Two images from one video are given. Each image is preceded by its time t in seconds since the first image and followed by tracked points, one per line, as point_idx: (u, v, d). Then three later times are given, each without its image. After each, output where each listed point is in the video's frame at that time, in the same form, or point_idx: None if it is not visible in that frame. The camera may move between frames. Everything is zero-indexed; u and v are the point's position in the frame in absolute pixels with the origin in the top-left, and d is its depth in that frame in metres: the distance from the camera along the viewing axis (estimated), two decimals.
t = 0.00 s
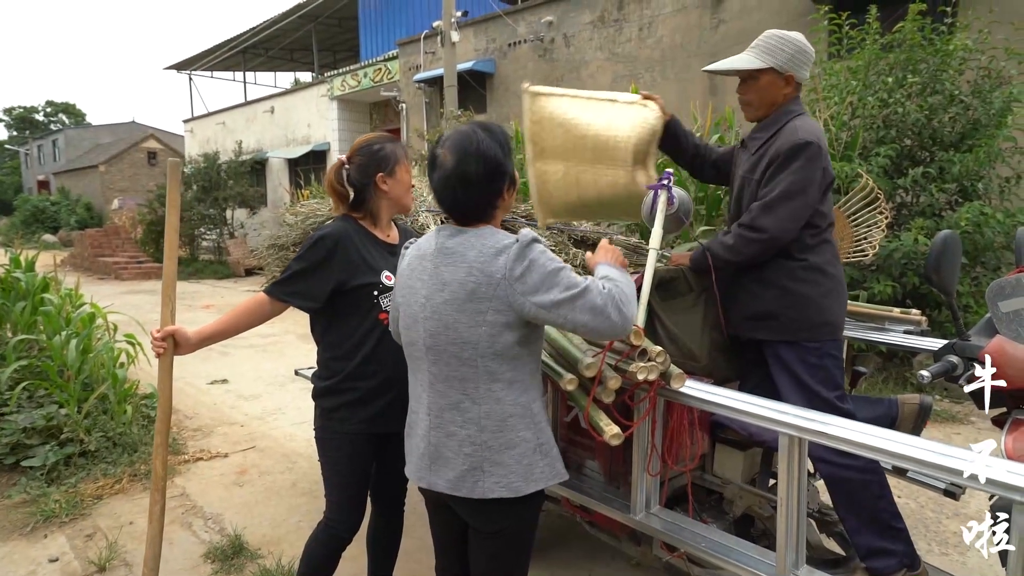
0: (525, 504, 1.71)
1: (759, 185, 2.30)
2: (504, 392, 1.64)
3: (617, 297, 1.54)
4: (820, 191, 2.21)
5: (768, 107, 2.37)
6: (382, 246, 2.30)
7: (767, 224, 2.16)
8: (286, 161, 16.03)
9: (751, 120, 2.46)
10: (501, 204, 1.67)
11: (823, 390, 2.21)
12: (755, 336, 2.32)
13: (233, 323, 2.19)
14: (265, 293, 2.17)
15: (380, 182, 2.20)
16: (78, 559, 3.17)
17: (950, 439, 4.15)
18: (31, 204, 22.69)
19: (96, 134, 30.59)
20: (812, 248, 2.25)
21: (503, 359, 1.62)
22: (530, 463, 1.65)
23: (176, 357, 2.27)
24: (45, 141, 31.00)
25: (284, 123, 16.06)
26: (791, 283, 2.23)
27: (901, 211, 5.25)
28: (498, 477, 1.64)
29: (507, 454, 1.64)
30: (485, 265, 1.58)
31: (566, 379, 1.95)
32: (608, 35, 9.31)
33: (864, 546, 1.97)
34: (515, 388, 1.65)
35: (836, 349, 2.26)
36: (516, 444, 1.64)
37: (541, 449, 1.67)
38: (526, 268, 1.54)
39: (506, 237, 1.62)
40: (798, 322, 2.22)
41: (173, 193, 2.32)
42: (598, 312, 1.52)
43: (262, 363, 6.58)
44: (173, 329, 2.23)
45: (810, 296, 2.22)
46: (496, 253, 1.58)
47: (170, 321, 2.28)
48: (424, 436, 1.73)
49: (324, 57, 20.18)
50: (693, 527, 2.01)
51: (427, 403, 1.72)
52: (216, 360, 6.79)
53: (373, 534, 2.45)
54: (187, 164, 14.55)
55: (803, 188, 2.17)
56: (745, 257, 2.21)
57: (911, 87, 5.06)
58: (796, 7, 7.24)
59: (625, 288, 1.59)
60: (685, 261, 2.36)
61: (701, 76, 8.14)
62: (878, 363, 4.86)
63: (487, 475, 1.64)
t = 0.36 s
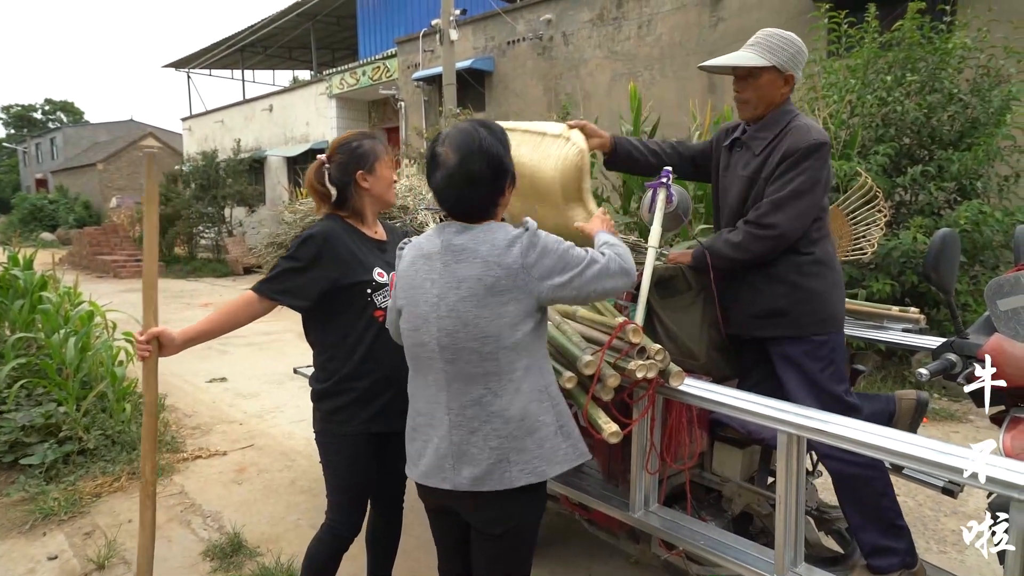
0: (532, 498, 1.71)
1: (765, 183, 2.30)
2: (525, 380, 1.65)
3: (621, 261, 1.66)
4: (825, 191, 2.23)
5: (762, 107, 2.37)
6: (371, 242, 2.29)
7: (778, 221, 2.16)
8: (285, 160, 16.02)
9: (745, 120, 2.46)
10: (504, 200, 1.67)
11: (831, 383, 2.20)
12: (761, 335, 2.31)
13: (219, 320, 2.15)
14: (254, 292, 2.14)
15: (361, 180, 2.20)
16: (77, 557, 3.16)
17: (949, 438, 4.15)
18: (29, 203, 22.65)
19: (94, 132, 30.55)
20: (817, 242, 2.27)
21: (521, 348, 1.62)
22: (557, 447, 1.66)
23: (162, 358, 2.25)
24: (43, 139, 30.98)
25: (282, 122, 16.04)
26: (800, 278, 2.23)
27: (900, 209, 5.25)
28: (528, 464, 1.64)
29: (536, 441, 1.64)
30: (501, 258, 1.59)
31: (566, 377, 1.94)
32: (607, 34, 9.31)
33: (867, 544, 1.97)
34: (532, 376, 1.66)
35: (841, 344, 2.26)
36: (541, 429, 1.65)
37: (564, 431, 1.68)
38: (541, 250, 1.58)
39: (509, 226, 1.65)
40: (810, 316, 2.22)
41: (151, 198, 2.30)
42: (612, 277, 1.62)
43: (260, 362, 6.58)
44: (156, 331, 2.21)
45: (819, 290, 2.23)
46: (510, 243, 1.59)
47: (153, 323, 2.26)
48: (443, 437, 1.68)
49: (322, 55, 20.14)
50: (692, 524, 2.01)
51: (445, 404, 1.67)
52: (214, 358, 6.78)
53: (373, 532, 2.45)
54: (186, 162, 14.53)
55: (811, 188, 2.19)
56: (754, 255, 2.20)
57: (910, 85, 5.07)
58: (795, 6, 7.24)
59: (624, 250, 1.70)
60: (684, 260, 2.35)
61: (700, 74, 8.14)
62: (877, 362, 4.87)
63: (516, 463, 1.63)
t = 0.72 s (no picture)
0: (536, 496, 1.72)
1: (763, 183, 2.29)
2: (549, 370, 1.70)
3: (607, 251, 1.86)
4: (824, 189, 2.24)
5: (751, 110, 2.38)
6: (338, 240, 2.29)
7: (779, 220, 2.15)
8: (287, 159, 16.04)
9: (737, 121, 2.46)
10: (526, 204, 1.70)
11: (836, 381, 2.20)
12: (762, 334, 2.31)
13: (189, 325, 2.07)
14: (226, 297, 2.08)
15: (320, 180, 2.21)
16: (81, 554, 3.17)
17: (952, 437, 4.15)
18: (32, 202, 22.68)
19: (97, 132, 30.60)
20: (818, 240, 2.26)
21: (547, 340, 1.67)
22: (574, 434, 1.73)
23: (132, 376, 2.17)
24: (46, 138, 31.05)
25: (284, 121, 16.05)
26: (802, 276, 2.23)
27: (902, 208, 5.24)
28: (557, 451, 1.68)
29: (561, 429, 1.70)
30: (536, 250, 1.62)
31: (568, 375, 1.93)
32: (609, 32, 9.30)
33: (870, 543, 1.96)
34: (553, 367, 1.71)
35: (843, 342, 2.26)
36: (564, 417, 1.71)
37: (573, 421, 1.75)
38: (564, 242, 1.70)
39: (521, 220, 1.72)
40: (813, 314, 2.21)
41: (105, 211, 2.29)
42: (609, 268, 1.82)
43: (263, 361, 6.59)
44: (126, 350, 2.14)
45: (821, 288, 2.22)
46: (544, 236, 1.66)
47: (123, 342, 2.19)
48: (473, 433, 1.63)
49: (324, 54, 20.15)
50: (694, 523, 2.01)
51: (476, 398, 1.63)
52: (216, 357, 6.80)
53: (375, 531, 2.45)
54: (188, 160, 14.55)
55: (810, 186, 2.19)
56: (756, 254, 2.20)
57: (913, 83, 5.06)
58: (797, 4, 7.22)
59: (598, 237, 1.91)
60: (686, 258, 2.35)
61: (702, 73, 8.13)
62: (880, 361, 4.86)
63: (547, 452, 1.67)
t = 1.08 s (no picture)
0: (533, 495, 1.71)
1: (766, 182, 2.29)
2: (551, 371, 1.70)
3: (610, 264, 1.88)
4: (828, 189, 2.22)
5: (766, 105, 2.37)
6: (315, 237, 2.27)
7: (780, 220, 2.15)
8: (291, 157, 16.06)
9: (749, 118, 2.45)
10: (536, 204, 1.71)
11: (835, 384, 2.19)
12: (764, 335, 2.31)
13: (168, 335, 2.03)
14: (208, 303, 2.06)
15: (290, 176, 2.19)
16: (86, 551, 3.18)
17: (957, 436, 4.13)
18: (38, 200, 22.75)
19: (103, 130, 30.71)
20: (821, 242, 2.25)
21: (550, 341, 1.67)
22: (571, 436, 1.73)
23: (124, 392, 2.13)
24: (52, 137, 31.18)
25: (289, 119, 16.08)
26: (803, 278, 2.22)
27: (908, 206, 5.23)
28: (556, 452, 1.68)
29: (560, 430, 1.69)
30: (547, 251, 1.63)
31: (571, 374, 1.93)
32: (613, 31, 9.29)
33: (874, 543, 1.96)
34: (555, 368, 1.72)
35: (846, 344, 2.26)
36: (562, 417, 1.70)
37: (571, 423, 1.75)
38: (574, 245, 1.72)
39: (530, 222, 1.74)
40: (814, 317, 2.21)
41: (84, 222, 2.22)
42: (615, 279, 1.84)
43: (267, 359, 6.60)
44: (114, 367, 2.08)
45: (823, 290, 2.22)
46: (554, 237, 1.67)
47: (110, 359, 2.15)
48: (472, 426, 1.62)
49: (328, 52, 20.16)
50: (698, 522, 2.01)
51: (477, 392, 1.62)
52: (221, 355, 6.81)
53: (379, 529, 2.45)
54: (193, 159, 14.58)
55: (814, 184, 2.17)
56: (757, 254, 2.20)
57: (919, 81, 5.04)
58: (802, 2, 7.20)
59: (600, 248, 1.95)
60: (690, 256, 2.34)
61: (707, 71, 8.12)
62: (885, 360, 4.85)
63: (546, 452, 1.66)
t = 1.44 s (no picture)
0: (518, 494, 1.68)
1: (768, 179, 2.29)
2: (519, 374, 1.64)
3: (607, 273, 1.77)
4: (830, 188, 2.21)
5: (775, 99, 2.37)
6: (304, 237, 2.27)
7: (780, 217, 2.15)
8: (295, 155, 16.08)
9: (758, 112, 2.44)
10: (511, 204, 1.68)
11: (836, 386, 2.18)
12: (767, 335, 2.30)
13: (157, 337, 2.02)
14: (193, 305, 2.05)
15: (275, 172, 2.19)
16: (90, 548, 3.19)
17: (962, 437, 4.11)
18: (44, 197, 22.80)
19: (108, 128, 30.78)
20: (824, 242, 2.24)
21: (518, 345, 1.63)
22: (544, 440, 1.67)
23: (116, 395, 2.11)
24: (57, 135, 31.28)
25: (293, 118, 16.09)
26: (804, 280, 2.22)
27: (913, 206, 5.21)
28: (520, 457, 1.62)
29: (527, 435, 1.63)
30: (511, 252, 1.58)
31: (574, 374, 1.94)
32: (617, 29, 9.27)
33: (877, 545, 1.95)
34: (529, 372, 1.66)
35: (849, 346, 2.24)
36: (531, 421, 1.65)
37: (547, 427, 1.69)
38: (550, 247, 1.64)
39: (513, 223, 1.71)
40: (813, 318, 2.20)
41: (69, 225, 2.17)
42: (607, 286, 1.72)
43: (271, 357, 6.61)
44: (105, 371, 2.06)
45: (824, 293, 2.20)
46: (523, 237, 1.61)
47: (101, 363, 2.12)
48: (433, 424, 1.64)
49: (332, 50, 20.17)
50: (702, 522, 2.00)
51: (438, 392, 1.64)
52: (225, 352, 6.83)
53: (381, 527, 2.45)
54: (197, 157, 14.60)
55: (815, 182, 2.16)
56: (757, 252, 2.20)
57: (925, 80, 5.01)
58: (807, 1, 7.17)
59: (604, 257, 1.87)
60: (694, 256, 2.36)
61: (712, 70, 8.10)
62: (889, 360, 4.83)
63: (509, 455, 1.61)
